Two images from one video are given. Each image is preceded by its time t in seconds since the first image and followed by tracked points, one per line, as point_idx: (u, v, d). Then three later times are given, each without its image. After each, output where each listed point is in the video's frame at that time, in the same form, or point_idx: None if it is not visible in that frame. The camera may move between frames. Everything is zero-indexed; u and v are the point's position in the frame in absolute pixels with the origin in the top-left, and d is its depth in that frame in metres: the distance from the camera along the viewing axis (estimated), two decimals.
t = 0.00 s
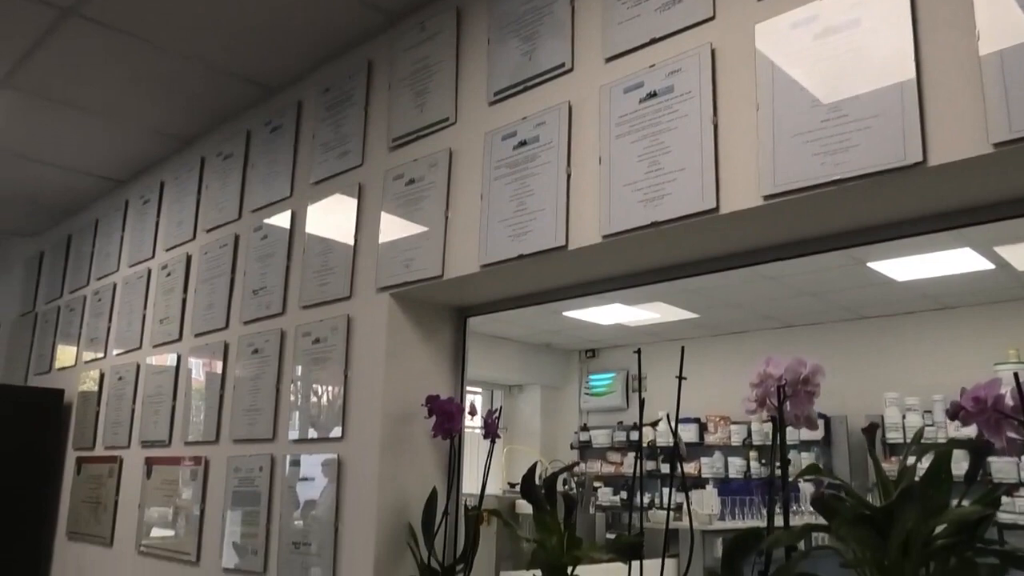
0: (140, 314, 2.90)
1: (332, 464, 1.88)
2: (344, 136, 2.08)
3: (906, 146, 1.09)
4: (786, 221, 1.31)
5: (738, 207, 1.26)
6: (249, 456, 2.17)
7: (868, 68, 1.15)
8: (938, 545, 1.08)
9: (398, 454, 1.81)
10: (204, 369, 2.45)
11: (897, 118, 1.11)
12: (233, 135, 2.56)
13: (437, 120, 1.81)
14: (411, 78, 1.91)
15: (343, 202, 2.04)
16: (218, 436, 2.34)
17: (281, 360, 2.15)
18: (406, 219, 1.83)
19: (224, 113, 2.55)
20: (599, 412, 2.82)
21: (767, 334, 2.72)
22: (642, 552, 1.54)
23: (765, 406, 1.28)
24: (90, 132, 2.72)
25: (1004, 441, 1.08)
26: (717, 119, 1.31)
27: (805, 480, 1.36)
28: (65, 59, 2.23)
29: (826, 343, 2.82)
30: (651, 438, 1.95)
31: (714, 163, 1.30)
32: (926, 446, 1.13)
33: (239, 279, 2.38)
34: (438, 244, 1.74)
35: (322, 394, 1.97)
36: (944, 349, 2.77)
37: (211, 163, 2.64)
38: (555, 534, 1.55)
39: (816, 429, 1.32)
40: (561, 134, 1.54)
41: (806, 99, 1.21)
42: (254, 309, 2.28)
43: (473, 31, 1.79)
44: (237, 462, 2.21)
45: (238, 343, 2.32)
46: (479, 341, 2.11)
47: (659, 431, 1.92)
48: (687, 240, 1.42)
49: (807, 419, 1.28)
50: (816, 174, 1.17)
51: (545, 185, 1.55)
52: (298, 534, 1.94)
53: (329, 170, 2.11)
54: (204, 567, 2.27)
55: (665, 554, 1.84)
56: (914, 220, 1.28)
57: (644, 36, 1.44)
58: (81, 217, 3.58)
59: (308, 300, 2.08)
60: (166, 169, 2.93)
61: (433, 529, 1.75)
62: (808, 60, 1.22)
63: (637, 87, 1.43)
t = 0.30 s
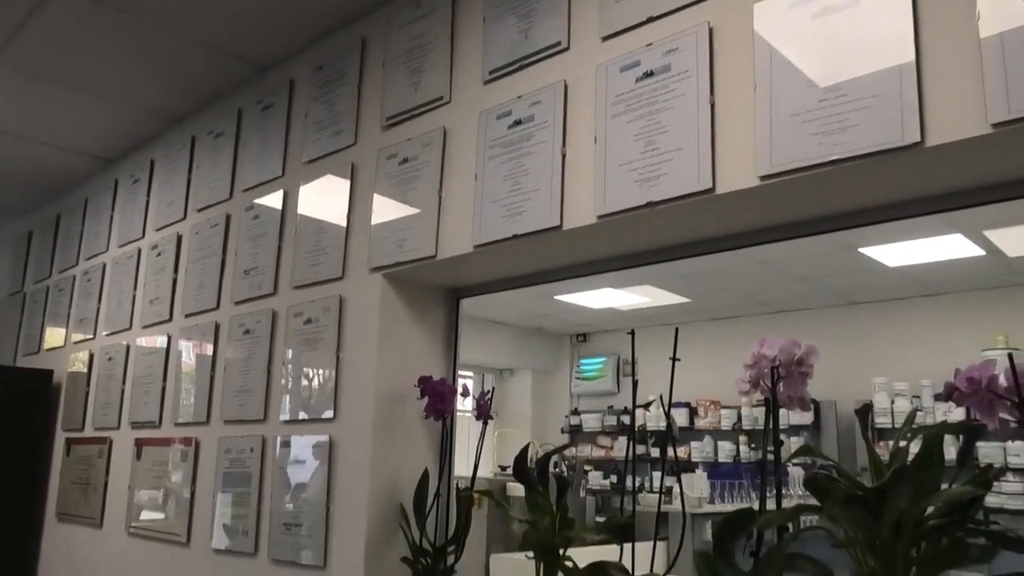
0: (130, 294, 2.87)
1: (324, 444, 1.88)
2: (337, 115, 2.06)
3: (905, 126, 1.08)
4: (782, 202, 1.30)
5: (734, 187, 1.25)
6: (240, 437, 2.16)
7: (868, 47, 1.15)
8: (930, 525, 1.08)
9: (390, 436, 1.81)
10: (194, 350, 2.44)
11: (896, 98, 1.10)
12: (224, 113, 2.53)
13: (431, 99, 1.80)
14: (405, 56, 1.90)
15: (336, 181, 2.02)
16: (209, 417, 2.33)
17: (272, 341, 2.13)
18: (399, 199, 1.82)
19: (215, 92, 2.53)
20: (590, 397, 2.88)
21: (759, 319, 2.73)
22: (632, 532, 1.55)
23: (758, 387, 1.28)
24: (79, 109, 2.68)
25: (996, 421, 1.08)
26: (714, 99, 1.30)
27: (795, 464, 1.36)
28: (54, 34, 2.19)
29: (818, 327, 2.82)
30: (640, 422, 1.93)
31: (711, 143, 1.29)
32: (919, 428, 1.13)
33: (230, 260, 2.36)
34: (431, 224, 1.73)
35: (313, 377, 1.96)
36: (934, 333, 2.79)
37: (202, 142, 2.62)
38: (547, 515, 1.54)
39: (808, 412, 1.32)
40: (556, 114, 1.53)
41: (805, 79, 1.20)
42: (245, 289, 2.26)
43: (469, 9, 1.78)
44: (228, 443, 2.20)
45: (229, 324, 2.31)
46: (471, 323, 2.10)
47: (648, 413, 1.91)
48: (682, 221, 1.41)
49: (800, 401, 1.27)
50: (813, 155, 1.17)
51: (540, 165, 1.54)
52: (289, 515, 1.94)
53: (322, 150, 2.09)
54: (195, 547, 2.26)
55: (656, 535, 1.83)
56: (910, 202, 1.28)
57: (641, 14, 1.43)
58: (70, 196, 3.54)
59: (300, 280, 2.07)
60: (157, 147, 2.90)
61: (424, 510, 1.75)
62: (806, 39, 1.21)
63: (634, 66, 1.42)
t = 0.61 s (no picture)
0: (115, 275, 2.84)
1: (312, 427, 1.87)
2: (326, 94, 2.04)
3: (897, 106, 1.08)
4: (774, 183, 1.30)
5: (726, 167, 1.25)
6: (227, 418, 2.15)
7: (861, 27, 1.14)
8: (917, 503, 1.09)
9: (378, 417, 1.80)
10: (181, 332, 2.42)
11: (889, 78, 1.10)
12: (211, 93, 2.50)
13: (421, 78, 1.78)
14: (395, 34, 1.87)
15: (324, 162, 2.00)
16: (196, 398, 2.31)
17: (260, 322, 2.12)
18: (388, 179, 1.80)
19: (201, 70, 2.49)
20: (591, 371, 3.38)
21: (747, 302, 2.74)
22: (620, 512, 1.55)
23: (747, 367, 1.28)
24: (62, 88, 2.64)
25: (984, 400, 1.09)
26: (707, 78, 1.29)
27: (781, 446, 1.36)
28: (36, 9, 2.15)
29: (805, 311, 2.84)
30: (628, 404, 1.93)
31: (703, 123, 1.28)
32: (907, 408, 1.13)
33: (217, 241, 2.34)
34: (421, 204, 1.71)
35: (301, 361, 1.95)
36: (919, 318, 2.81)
37: (188, 122, 2.58)
38: (536, 496, 1.54)
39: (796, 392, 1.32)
40: (547, 93, 1.52)
41: (798, 59, 1.19)
42: (232, 270, 2.24)
43: None
44: (215, 425, 2.19)
45: (216, 306, 2.29)
46: (460, 306, 2.10)
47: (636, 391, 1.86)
48: (674, 201, 1.41)
49: (789, 381, 1.27)
50: (806, 135, 1.16)
51: (531, 144, 1.53)
52: (277, 497, 1.93)
53: (310, 129, 2.07)
54: (182, 529, 2.25)
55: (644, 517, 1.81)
56: (901, 183, 1.28)
57: None
58: (54, 177, 3.49)
59: (288, 261, 2.05)
60: (142, 127, 2.87)
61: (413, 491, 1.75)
62: (800, 18, 1.20)
63: (626, 45, 1.41)
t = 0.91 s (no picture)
0: (92, 260, 2.80)
1: (291, 414, 1.86)
2: (308, 78, 2.02)
3: (881, 96, 1.08)
4: (758, 171, 1.30)
5: (711, 155, 1.24)
6: (207, 405, 2.13)
7: (847, 16, 1.14)
8: (895, 491, 1.10)
9: (358, 405, 1.79)
10: (158, 318, 2.38)
11: (874, 67, 1.10)
12: (190, 75, 2.47)
13: (404, 63, 1.77)
14: (379, 18, 1.86)
15: (306, 146, 1.98)
16: (174, 385, 2.28)
17: (240, 308, 2.09)
18: (371, 165, 1.79)
19: (181, 52, 2.45)
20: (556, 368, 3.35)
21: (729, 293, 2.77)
22: (601, 501, 1.56)
23: (730, 356, 1.28)
24: (38, 68, 2.59)
25: (962, 390, 1.10)
26: (693, 66, 1.29)
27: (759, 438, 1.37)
28: None
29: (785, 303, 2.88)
30: (609, 394, 1.90)
31: (688, 111, 1.28)
32: (887, 397, 1.13)
33: (197, 226, 2.31)
34: (404, 190, 1.70)
35: (280, 349, 1.93)
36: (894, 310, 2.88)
37: (168, 105, 2.54)
38: (516, 483, 1.54)
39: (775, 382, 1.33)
40: (532, 79, 1.51)
41: (783, 48, 1.19)
42: (212, 256, 2.21)
43: None
44: (193, 411, 2.17)
45: (195, 291, 2.26)
46: (442, 295, 2.09)
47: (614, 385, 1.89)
48: (658, 189, 1.40)
49: (771, 370, 1.28)
50: (790, 123, 1.16)
51: (516, 131, 1.52)
52: (255, 485, 1.92)
53: (291, 114, 2.04)
54: (159, 517, 2.23)
55: (623, 507, 1.75)
56: (883, 174, 1.29)
57: None
58: (28, 159, 3.43)
59: (268, 247, 2.03)
60: (120, 109, 2.82)
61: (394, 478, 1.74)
62: (786, 7, 1.21)
63: (612, 31, 1.40)
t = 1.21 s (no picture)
0: (63, 245, 2.75)
1: (267, 402, 1.84)
2: (285, 62, 1.99)
3: (861, 87, 1.09)
4: (737, 161, 1.30)
5: (691, 144, 1.24)
6: (181, 392, 2.10)
7: (828, 7, 1.15)
8: (867, 479, 1.11)
9: (335, 392, 1.77)
10: (131, 304, 2.34)
11: (854, 59, 1.10)
12: (165, 58, 2.42)
13: (384, 48, 1.75)
14: (358, 2, 1.83)
15: (284, 131, 1.95)
16: (147, 371, 2.25)
17: (214, 294, 2.07)
18: (349, 151, 1.77)
19: (155, 33, 2.41)
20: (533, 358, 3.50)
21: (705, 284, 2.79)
22: (577, 489, 1.57)
23: (707, 346, 1.29)
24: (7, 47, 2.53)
25: (934, 377, 1.11)
26: (674, 54, 1.29)
27: (735, 427, 1.38)
28: None
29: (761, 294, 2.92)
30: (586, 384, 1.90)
31: (668, 100, 1.28)
32: (862, 385, 1.15)
33: (171, 211, 2.27)
34: (382, 176, 1.68)
35: (255, 337, 1.91)
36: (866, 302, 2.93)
37: (141, 87, 2.50)
38: (492, 471, 1.53)
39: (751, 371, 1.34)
40: (513, 66, 1.50)
41: (764, 38, 1.20)
42: (186, 241, 2.18)
43: None
44: (167, 399, 2.14)
45: (169, 277, 2.23)
46: (419, 283, 2.08)
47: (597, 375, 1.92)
48: (637, 178, 1.40)
49: (747, 358, 1.29)
50: (770, 114, 1.17)
51: (496, 117, 1.51)
52: (229, 473, 1.90)
53: (268, 98, 2.01)
54: (131, 505, 2.20)
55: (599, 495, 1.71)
56: (860, 165, 1.30)
57: None
58: None
59: (244, 232, 2.00)
60: (92, 92, 2.76)
61: (370, 466, 1.73)
62: None
63: (594, 19, 1.40)
